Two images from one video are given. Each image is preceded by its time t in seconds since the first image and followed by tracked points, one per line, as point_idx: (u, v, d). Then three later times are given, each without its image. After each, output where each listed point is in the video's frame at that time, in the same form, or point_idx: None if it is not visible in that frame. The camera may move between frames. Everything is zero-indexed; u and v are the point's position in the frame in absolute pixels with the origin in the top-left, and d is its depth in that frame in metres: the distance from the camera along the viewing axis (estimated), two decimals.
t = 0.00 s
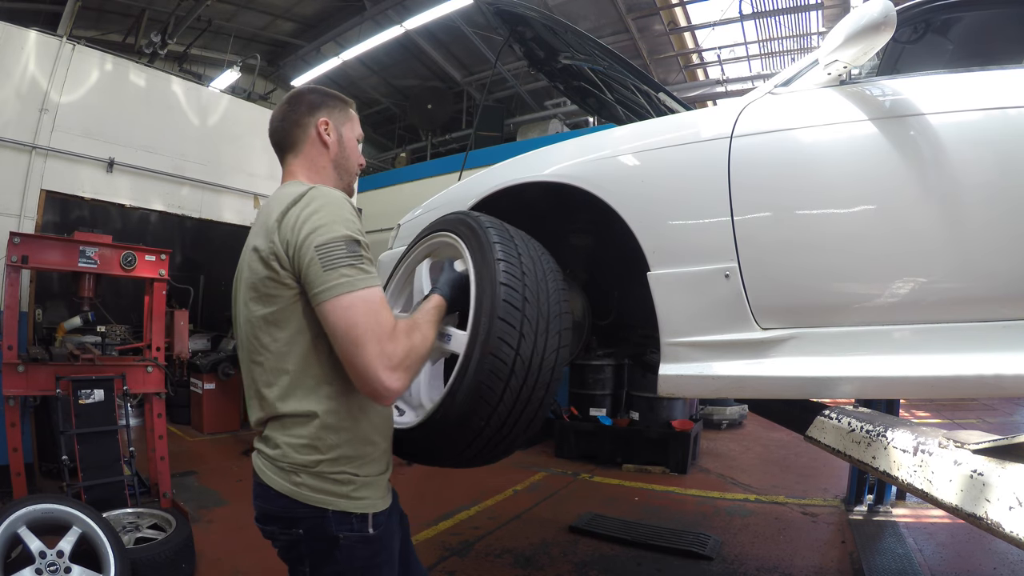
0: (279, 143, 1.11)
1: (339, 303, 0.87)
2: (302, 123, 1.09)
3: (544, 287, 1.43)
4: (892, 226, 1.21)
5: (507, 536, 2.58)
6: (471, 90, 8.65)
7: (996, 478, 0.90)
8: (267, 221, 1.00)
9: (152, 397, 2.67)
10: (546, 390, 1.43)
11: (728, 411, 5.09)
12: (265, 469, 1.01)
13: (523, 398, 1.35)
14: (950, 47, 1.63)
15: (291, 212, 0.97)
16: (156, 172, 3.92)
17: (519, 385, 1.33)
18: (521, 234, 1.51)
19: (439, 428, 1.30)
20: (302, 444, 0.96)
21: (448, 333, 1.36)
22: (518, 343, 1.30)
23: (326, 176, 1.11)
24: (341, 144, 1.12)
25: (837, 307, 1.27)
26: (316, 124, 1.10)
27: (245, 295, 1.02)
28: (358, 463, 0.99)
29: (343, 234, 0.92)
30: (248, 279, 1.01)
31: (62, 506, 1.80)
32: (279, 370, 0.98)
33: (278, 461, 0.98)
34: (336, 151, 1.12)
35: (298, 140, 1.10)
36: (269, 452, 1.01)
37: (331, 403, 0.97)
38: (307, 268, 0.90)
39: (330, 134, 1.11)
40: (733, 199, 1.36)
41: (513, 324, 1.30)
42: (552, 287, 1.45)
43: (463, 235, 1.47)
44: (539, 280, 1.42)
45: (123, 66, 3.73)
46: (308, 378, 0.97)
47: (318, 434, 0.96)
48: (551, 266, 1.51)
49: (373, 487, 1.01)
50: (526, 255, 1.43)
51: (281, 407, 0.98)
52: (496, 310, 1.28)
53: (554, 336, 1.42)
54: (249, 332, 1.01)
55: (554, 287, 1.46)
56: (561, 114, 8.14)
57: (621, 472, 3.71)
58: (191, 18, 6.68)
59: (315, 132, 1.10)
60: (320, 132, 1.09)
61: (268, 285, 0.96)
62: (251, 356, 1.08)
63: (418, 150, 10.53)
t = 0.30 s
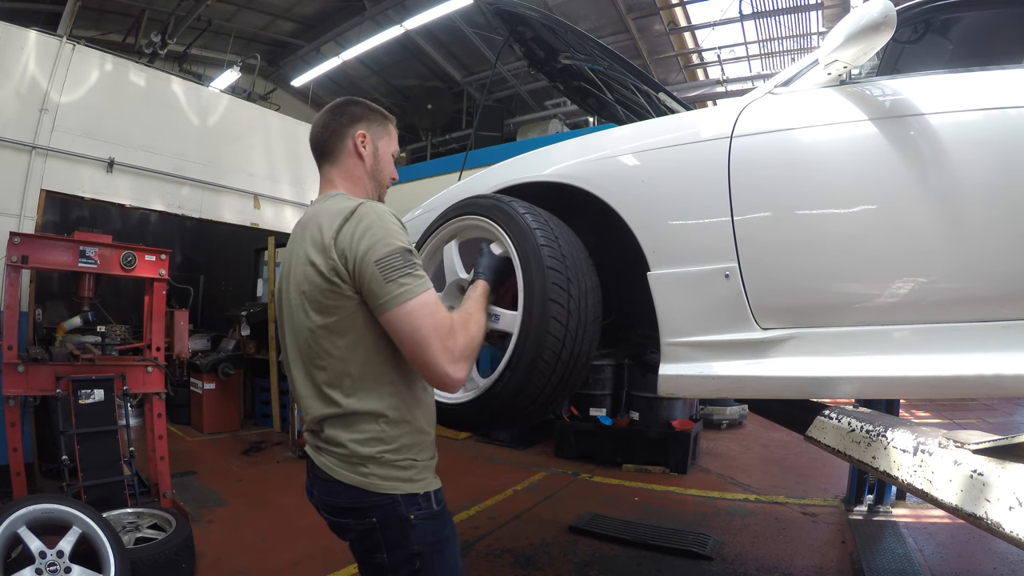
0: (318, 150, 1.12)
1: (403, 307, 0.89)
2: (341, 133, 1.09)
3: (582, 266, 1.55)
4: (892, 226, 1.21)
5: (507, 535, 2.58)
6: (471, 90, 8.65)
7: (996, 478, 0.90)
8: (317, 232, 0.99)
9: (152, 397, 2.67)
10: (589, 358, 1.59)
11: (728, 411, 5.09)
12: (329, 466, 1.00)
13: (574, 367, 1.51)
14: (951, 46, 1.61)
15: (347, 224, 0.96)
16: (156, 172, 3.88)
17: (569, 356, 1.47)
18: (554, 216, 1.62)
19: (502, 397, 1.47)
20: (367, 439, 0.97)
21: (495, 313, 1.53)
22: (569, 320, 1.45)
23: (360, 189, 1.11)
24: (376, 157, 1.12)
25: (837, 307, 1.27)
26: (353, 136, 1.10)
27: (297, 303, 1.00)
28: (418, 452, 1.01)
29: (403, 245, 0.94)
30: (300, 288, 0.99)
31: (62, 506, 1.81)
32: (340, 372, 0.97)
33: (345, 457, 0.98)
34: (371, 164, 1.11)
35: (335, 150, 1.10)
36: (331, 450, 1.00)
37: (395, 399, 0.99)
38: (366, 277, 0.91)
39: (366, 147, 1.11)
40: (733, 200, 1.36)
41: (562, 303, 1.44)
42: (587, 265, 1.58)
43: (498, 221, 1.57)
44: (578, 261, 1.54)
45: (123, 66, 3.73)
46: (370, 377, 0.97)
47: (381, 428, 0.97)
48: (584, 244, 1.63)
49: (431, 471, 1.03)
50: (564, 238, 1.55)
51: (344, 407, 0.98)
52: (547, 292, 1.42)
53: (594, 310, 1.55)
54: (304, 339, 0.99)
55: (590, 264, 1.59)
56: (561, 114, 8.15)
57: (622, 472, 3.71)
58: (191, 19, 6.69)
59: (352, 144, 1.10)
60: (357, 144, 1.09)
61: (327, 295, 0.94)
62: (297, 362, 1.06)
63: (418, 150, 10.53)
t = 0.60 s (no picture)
0: (341, 151, 1.13)
1: (447, 308, 0.92)
2: (363, 135, 1.11)
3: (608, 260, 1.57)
4: (892, 226, 1.21)
5: (507, 535, 2.58)
6: (471, 90, 8.65)
7: (997, 478, 0.90)
8: (353, 236, 0.98)
9: (151, 397, 2.67)
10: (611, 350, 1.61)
11: (728, 411, 5.09)
12: (366, 464, 1.00)
13: (602, 358, 1.52)
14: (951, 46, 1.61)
15: (386, 228, 0.97)
16: (156, 172, 3.84)
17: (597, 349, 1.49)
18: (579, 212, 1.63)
19: (532, 385, 1.48)
20: (407, 436, 0.98)
21: (524, 303, 1.55)
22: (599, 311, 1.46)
23: (382, 191, 1.13)
24: (398, 160, 1.13)
25: (837, 307, 1.27)
26: (376, 138, 1.11)
27: (330, 305, 0.99)
28: (453, 446, 1.03)
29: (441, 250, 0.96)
30: (334, 290, 0.98)
31: (62, 506, 1.81)
32: (379, 372, 0.98)
33: (383, 453, 0.99)
34: (393, 167, 1.13)
35: (359, 152, 1.11)
36: (367, 449, 1.00)
37: (432, 396, 1.01)
38: (411, 280, 0.92)
39: (389, 149, 1.12)
40: (733, 200, 1.36)
41: (593, 294, 1.46)
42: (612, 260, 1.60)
43: (527, 213, 1.58)
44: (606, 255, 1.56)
45: (122, 66, 3.70)
46: (409, 375, 0.99)
47: (421, 425, 0.99)
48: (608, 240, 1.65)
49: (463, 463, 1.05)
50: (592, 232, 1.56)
51: (383, 406, 0.98)
52: (579, 283, 1.44)
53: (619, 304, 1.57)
54: (339, 340, 0.99)
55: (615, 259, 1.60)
56: (561, 114, 8.16)
57: (622, 472, 3.71)
58: (191, 18, 6.69)
59: (375, 145, 1.11)
60: (381, 146, 1.11)
61: (367, 297, 0.94)
62: (327, 364, 1.05)
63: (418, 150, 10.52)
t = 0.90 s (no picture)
0: (358, 150, 1.13)
1: (476, 315, 0.95)
2: (383, 134, 1.11)
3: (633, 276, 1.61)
4: (893, 227, 1.21)
5: (507, 536, 2.58)
6: (471, 90, 8.65)
7: (996, 478, 0.90)
8: (378, 241, 0.98)
9: (151, 397, 2.67)
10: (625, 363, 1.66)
11: (728, 411, 5.09)
12: (384, 468, 1.00)
13: (621, 368, 1.58)
14: (950, 46, 1.61)
15: (413, 235, 0.97)
16: (156, 172, 3.83)
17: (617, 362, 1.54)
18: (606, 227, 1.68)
19: (553, 389, 1.52)
20: (428, 441, 0.99)
21: (551, 309, 1.58)
22: (624, 324, 1.51)
23: (401, 191, 1.13)
24: (417, 159, 1.14)
25: (836, 307, 1.27)
26: (396, 137, 1.11)
27: (352, 310, 0.98)
28: (473, 451, 1.04)
29: (468, 259, 0.98)
30: (357, 295, 0.97)
31: (62, 506, 1.81)
32: (403, 378, 0.98)
33: (403, 459, 0.99)
34: (412, 166, 1.14)
35: (378, 150, 1.11)
36: (386, 454, 1.00)
37: (453, 403, 1.01)
38: (440, 288, 0.94)
39: (408, 148, 1.13)
40: (734, 200, 1.36)
41: (619, 309, 1.50)
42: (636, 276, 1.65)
43: (559, 222, 1.59)
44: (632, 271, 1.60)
45: (122, 66, 3.69)
46: (431, 381, 1.00)
47: (442, 431, 0.99)
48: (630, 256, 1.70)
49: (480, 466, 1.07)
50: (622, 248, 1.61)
51: (405, 411, 0.99)
52: (608, 295, 1.49)
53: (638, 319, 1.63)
54: (360, 346, 0.98)
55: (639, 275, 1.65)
56: (561, 114, 8.16)
57: (622, 472, 3.71)
58: (191, 18, 6.69)
59: (395, 144, 1.11)
60: (400, 145, 1.11)
61: (393, 304, 0.94)
62: (344, 368, 1.05)
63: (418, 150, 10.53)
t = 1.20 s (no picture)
0: (381, 155, 1.14)
1: (490, 313, 0.95)
2: (405, 138, 1.11)
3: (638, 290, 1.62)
4: (893, 227, 1.21)
5: (507, 536, 2.58)
6: (471, 90, 8.64)
7: (996, 478, 0.90)
8: (401, 235, 1.00)
9: (151, 397, 2.67)
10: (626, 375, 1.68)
11: (728, 411, 5.09)
12: (396, 461, 1.00)
13: (622, 379, 1.59)
14: (951, 46, 1.60)
15: (435, 230, 0.98)
16: (155, 172, 3.83)
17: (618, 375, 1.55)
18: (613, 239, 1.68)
19: (554, 396, 1.54)
20: (440, 436, 0.99)
21: (556, 317, 1.60)
22: (626, 338, 1.52)
23: (424, 192, 1.14)
24: (440, 161, 1.14)
25: (836, 307, 1.27)
26: (418, 140, 1.12)
27: (373, 301, 1.00)
28: (484, 450, 1.04)
29: (487, 257, 0.98)
30: (379, 286, 0.99)
31: (62, 506, 1.81)
32: (417, 372, 0.98)
33: (415, 453, 0.99)
34: (435, 168, 1.14)
35: (400, 154, 1.12)
36: (398, 447, 1.01)
37: (466, 400, 1.01)
38: (458, 284, 0.94)
39: (430, 150, 1.13)
40: (733, 200, 1.36)
41: (623, 321, 1.51)
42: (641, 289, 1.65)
43: (569, 233, 1.59)
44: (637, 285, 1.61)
45: (122, 66, 3.69)
46: (446, 376, 1.00)
47: (454, 427, 1.00)
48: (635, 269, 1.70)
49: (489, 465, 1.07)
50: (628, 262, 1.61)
51: (419, 405, 0.99)
52: (614, 308, 1.50)
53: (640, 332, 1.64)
54: (379, 336, 0.99)
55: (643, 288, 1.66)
56: (561, 114, 8.16)
57: (622, 472, 3.71)
58: (191, 18, 6.69)
59: (417, 147, 1.12)
60: (423, 148, 1.12)
61: (413, 297, 0.95)
62: (361, 360, 1.06)
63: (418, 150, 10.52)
